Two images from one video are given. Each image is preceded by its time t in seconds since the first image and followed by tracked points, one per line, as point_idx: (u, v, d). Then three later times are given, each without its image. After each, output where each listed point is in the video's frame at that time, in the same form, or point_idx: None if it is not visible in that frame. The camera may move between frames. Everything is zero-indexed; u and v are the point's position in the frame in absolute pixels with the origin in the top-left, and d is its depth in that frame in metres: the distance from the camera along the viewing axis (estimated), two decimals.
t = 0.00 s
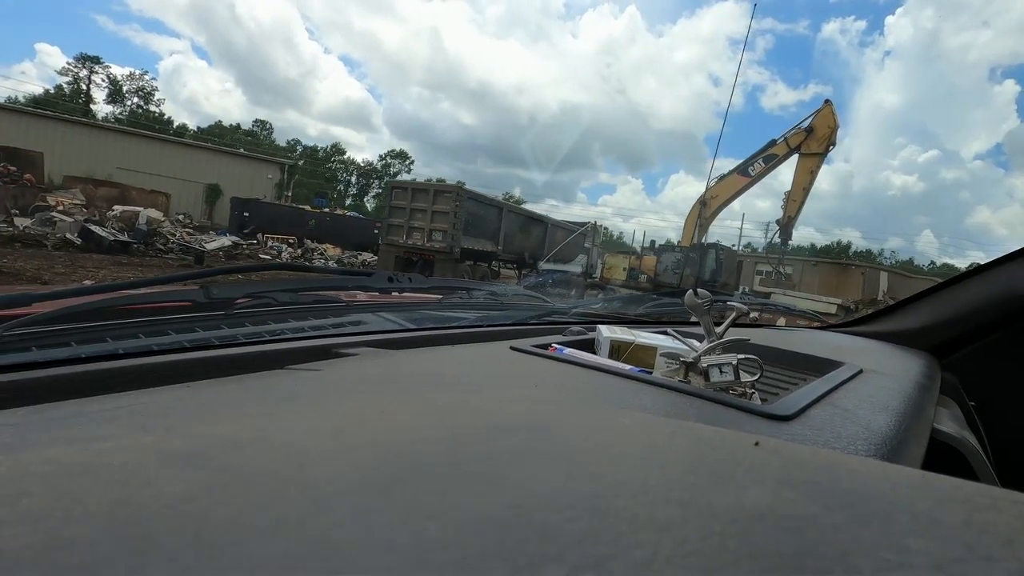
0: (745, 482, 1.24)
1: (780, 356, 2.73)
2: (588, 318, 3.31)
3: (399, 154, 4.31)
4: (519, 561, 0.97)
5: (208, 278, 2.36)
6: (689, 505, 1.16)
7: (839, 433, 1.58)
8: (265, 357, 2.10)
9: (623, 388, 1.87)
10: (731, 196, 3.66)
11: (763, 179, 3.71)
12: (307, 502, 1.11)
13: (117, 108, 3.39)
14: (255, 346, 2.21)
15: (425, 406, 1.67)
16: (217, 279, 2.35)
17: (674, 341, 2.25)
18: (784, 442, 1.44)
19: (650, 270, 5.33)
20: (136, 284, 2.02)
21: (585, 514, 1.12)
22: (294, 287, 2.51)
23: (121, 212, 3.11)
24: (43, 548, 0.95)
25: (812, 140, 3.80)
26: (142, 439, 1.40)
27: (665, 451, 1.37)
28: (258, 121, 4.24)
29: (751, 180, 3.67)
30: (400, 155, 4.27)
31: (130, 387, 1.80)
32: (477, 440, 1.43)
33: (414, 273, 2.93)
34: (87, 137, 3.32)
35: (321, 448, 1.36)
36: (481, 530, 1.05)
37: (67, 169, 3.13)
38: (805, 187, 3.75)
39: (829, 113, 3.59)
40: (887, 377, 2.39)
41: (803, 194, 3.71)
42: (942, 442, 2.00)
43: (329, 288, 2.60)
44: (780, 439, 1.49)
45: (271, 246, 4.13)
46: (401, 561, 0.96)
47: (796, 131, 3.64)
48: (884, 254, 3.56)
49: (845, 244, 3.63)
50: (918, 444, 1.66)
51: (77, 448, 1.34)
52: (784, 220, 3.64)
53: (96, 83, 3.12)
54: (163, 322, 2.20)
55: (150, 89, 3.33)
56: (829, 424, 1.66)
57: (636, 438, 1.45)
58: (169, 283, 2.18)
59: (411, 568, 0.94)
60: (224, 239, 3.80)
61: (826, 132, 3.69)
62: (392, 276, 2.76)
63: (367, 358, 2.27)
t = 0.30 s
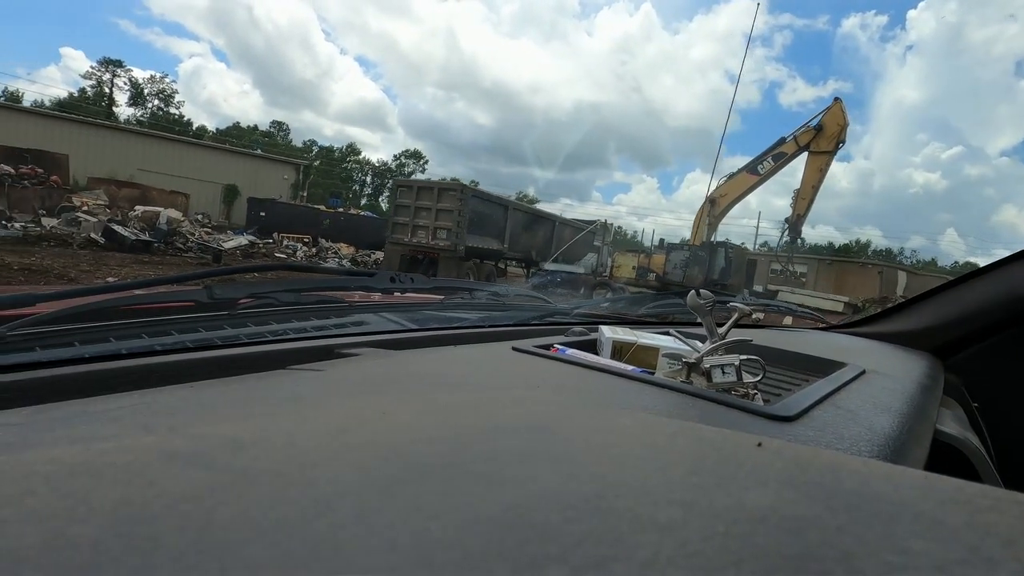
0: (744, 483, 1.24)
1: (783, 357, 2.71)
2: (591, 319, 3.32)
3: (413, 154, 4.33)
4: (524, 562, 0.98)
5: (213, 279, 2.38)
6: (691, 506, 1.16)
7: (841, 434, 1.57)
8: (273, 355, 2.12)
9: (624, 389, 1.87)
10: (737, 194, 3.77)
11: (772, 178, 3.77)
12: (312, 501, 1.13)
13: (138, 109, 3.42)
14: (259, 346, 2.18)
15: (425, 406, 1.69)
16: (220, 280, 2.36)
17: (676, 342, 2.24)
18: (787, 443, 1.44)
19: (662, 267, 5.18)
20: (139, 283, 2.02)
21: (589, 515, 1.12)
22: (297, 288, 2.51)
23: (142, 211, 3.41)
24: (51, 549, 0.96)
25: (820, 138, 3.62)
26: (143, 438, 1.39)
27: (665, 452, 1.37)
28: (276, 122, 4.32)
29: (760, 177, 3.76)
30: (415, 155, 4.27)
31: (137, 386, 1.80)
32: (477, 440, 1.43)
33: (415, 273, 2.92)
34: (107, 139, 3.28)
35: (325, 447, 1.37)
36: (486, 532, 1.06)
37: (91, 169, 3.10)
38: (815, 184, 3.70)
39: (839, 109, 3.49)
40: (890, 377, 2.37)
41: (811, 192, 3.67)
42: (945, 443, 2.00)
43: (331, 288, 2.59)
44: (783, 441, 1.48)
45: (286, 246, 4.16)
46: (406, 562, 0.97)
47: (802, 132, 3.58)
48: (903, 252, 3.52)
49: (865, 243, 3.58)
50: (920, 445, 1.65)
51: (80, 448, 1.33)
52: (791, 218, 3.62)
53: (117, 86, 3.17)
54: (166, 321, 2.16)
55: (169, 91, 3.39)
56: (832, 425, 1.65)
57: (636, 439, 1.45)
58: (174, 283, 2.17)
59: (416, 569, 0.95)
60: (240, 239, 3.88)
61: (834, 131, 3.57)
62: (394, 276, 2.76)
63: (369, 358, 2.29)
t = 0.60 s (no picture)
0: (744, 485, 1.24)
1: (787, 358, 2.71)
2: (594, 321, 3.32)
3: (427, 154, 4.35)
4: (528, 564, 0.99)
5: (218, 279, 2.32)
6: (694, 507, 1.16)
7: (843, 435, 1.57)
8: (281, 356, 2.15)
9: (626, 390, 1.86)
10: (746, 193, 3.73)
11: (781, 174, 3.72)
12: (318, 501, 1.15)
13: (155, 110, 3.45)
14: (261, 347, 2.19)
15: (426, 406, 1.70)
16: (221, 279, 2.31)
17: (679, 343, 2.23)
18: (789, 445, 1.44)
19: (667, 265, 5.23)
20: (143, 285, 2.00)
21: (591, 516, 1.13)
22: (301, 289, 2.49)
23: (162, 211, 3.50)
24: (58, 549, 0.97)
25: (831, 134, 3.59)
26: (146, 439, 1.40)
27: (666, 453, 1.38)
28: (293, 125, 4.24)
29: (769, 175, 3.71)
30: (429, 153, 4.28)
31: (145, 386, 1.81)
32: (477, 441, 1.44)
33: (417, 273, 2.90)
34: (125, 140, 3.31)
35: (329, 447, 1.39)
36: (490, 533, 1.07)
37: (111, 169, 3.24)
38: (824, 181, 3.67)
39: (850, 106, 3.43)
40: (893, 379, 2.37)
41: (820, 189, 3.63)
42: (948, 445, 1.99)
43: (335, 288, 2.58)
44: (786, 442, 1.48)
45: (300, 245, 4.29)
46: (410, 563, 0.98)
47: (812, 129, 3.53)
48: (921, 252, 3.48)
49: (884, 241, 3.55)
50: (924, 446, 1.65)
51: (86, 448, 1.35)
52: (802, 215, 3.58)
53: (139, 89, 3.15)
54: (170, 322, 2.16)
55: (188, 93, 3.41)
56: (835, 426, 1.65)
57: (637, 441, 1.45)
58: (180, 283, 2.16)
59: (421, 569, 0.97)
60: (254, 237, 3.98)
61: (845, 127, 3.52)
62: (396, 278, 2.74)
63: (370, 359, 2.29)
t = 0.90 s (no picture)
0: (751, 488, 1.22)
1: (795, 358, 2.70)
2: (600, 320, 3.31)
3: (446, 155, 4.37)
4: (541, 565, 0.99)
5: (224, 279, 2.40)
6: (706, 509, 1.15)
7: (855, 436, 1.56)
8: (294, 354, 2.18)
9: (632, 392, 1.84)
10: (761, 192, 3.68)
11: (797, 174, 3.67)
12: (331, 500, 1.16)
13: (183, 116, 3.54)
14: (268, 346, 2.19)
15: (430, 405, 1.72)
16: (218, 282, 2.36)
17: (686, 343, 2.22)
18: (800, 446, 1.43)
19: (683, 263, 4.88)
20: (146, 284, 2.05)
21: (603, 518, 1.13)
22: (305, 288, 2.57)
23: (189, 212, 3.58)
24: (71, 548, 0.98)
25: (848, 132, 3.53)
26: (155, 438, 1.42)
27: (675, 455, 1.37)
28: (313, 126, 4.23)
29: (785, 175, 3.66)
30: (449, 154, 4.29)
31: (154, 386, 1.82)
32: (484, 442, 1.44)
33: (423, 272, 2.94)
34: (161, 146, 3.51)
35: (339, 447, 1.40)
36: (502, 534, 1.07)
37: (140, 174, 3.43)
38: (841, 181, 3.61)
39: (868, 104, 3.37)
40: (903, 379, 2.37)
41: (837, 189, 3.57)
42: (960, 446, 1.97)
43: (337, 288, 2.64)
44: (797, 444, 1.46)
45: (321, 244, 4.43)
46: (414, 563, 0.98)
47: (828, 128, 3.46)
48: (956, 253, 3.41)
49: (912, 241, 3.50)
50: (937, 446, 1.63)
51: (99, 447, 1.36)
52: (818, 215, 3.51)
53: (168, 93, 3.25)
54: (177, 322, 2.19)
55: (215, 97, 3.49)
56: (846, 427, 1.63)
57: (644, 442, 1.44)
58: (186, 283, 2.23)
59: (432, 570, 0.97)
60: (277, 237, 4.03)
61: (862, 126, 3.45)
62: (402, 277, 2.80)
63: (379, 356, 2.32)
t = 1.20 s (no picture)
0: (764, 487, 1.21)
1: (805, 357, 2.67)
2: (608, 317, 3.31)
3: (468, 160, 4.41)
4: (556, 564, 0.98)
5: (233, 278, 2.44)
6: (719, 508, 1.14)
7: (868, 435, 1.54)
8: (308, 352, 2.22)
9: (641, 388, 1.83)
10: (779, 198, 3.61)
11: (816, 179, 3.59)
12: (343, 496, 1.17)
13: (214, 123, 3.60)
14: (278, 343, 2.25)
15: (437, 403, 1.74)
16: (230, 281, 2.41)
17: (695, 340, 2.21)
18: (812, 444, 1.41)
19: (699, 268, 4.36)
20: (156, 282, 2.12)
21: (615, 516, 1.12)
22: (313, 287, 2.56)
23: (219, 219, 3.70)
24: (87, 540, 0.99)
25: (866, 138, 3.47)
26: (168, 435, 1.44)
27: (687, 453, 1.36)
28: (338, 133, 4.26)
29: (804, 180, 3.59)
30: (472, 161, 4.33)
31: (173, 381, 1.86)
32: (493, 441, 1.44)
33: (433, 269, 2.92)
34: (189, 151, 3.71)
35: (351, 444, 1.41)
36: (514, 531, 1.07)
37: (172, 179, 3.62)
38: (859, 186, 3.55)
39: (886, 109, 3.31)
40: (913, 377, 2.35)
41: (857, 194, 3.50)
42: (974, 446, 1.95)
43: (346, 286, 2.64)
44: (809, 442, 1.44)
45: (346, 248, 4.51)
46: (429, 560, 0.98)
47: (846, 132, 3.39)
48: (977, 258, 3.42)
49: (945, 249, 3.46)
50: (948, 445, 1.62)
51: (115, 442, 1.38)
52: (837, 220, 3.45)
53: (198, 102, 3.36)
54: (187, 321, 2.26)
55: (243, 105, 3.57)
56: (859, 426, 1.61)
57: (657, 440, 1.43)
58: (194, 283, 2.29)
59: (445, 568, 0.97)
60: (301, 242, 4.09)
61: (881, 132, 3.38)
62: (412, 275, 2.78)
63: (392, 354, 2.36)
